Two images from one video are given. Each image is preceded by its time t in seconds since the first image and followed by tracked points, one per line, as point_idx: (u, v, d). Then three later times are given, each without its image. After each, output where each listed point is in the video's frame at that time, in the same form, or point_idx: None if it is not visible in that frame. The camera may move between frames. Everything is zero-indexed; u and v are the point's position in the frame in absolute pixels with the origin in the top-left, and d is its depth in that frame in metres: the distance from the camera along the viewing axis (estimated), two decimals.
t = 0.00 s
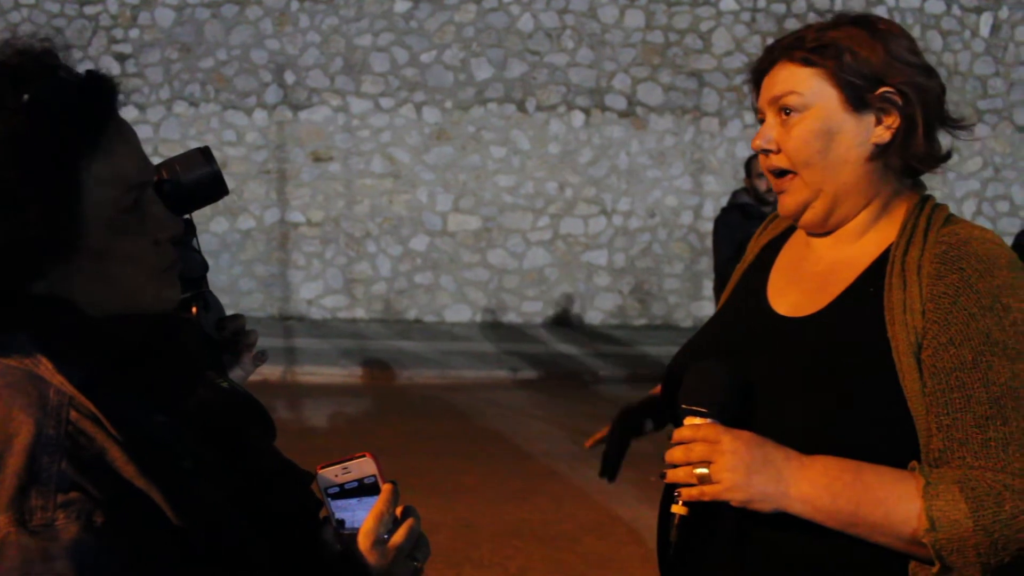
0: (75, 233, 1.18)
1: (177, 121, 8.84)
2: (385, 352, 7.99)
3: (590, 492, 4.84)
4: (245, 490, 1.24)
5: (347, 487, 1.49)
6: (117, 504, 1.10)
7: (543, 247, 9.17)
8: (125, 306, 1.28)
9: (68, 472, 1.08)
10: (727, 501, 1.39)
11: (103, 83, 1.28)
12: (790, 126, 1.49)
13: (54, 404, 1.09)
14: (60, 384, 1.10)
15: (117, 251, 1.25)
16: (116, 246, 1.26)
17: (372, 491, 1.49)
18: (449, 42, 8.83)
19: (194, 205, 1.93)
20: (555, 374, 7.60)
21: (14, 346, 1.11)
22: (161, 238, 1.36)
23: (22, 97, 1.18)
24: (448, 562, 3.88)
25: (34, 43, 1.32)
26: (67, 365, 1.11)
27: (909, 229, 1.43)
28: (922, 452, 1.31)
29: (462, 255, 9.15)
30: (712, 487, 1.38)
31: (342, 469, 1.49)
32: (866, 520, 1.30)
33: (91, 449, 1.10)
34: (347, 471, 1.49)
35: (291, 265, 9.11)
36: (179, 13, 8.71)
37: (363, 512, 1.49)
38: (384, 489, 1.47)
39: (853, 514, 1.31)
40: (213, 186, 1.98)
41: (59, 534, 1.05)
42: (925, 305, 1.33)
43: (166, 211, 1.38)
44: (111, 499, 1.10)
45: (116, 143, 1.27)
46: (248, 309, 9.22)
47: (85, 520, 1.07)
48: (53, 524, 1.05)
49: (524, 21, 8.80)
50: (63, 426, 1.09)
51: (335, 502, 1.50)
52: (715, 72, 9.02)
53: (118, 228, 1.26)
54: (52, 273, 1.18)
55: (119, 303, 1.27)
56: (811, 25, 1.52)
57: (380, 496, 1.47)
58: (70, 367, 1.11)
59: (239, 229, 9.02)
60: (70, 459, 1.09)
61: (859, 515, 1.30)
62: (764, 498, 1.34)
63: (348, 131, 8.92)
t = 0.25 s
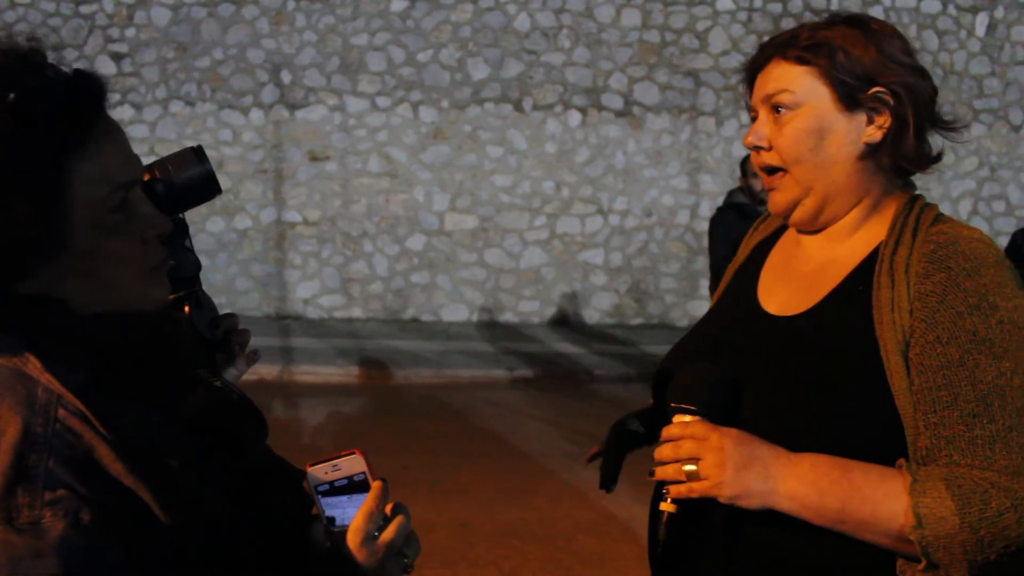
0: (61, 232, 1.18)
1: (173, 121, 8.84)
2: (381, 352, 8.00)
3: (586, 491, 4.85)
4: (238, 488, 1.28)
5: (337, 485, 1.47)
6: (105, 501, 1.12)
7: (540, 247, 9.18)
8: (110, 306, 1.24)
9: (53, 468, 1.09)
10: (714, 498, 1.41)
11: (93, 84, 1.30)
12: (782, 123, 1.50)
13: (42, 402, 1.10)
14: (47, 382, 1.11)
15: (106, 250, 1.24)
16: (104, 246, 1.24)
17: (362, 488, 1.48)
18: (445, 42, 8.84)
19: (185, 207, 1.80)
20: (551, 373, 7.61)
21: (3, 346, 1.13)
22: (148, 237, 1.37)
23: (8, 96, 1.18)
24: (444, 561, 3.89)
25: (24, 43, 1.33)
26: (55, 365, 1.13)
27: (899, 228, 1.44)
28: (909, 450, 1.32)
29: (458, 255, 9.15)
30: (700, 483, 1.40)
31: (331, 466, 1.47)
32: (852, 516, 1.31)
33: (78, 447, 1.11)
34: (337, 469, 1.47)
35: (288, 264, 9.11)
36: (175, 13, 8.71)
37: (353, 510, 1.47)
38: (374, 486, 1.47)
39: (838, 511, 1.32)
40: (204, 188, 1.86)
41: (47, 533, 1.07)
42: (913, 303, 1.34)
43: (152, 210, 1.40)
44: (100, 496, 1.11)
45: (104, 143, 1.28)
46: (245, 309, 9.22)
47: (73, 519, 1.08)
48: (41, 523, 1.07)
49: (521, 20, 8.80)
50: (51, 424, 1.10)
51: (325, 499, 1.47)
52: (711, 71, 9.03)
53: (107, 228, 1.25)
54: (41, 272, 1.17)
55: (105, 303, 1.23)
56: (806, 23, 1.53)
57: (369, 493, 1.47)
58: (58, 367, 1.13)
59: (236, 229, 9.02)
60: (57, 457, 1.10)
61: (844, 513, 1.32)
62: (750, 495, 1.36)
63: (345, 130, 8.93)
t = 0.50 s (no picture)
0: (49, 231, 1.18)
1: (170, 120, 8.84)
2: (379, 351, 8.01)
3: (583, 490, 4.87)
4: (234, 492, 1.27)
5: (327, 484, 1.49)
6: (93, 501, 1.14)
7: (537, 246, 9.19)
8: (104, 306, 1.25)
9: (39, 467, 1.11)
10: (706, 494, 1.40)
11: (84, 85, 1.28)
12: (782, 117, 1.51)
13: (31, 400, 1.13)
14: (37, 381, 1.14)
15: (97, 251, 1.25)
16: (94, 246, 1.25)
17: (353, 487, 1.50)
18: (442, 41, 8.83)
19: (179, 206, 1.79)
20: (548, 372, 7.62)
21: None
22: (139, 236, 1.35)
23: None
24: (441, 561, 3.89)
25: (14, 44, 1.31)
26: (48, 366, 1.15)
27: (894, 229, 1.45)
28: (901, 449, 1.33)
29: (455, 254, 9.15)
30: (692, 480, 1.39)
31: (322, 465, 1.49)
32: (841, 514, 1.32)
33: (67, 445, 1.14)
34: (328, 467, 1.49)
35: (285, 264, 9.11)
36: (172, 13, 8.70)
37: (344, 508, 1.50)
38: (365, 485, 1.47)
39: (827, 510, 1.32)
40: (200, 186, 1.85)
41: (33, 532, 1.09)
42: (907, 303, 1.34)
43: (145, 210, 1.38)
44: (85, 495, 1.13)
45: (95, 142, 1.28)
46: (243, 308, 9.22)
47: (60, 518, 1.11)
48: (28, 521, 1.09)
49: (518, 20, 8.81)
50: (39, 423, 1.12)
51: (316, 498, 1.50)
52: (708, 70, 9.04)
53: (99, 229, 1.25)
54: (32, 272, 1.18)
55: (99, 305, 1.24)
56: (813, 19, 1.54)
57: (361, 491, 1.47)
58: (49, 366, 1.15)
59: (233, 229, 9.02)
60: (45, 456, 1.11)
61: (833, 511, 1.32)
62: (744, 492, 1.35)
63: (342, 130, 8.93)
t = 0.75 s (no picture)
0: (47, 233, 1.19)
1: (173, 120, 8.85)
2: (381, 351, 8.01)
3: (585, 489, 4.87)
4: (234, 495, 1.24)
5: (324, 484, 1.48)
6: (87, 498, 1.18)
7: (539, 246, 9.19)
8: (103, 304, 1.25)
9: (38, 467, 1.16)
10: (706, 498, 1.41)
11: (80, 84, 1.28)
12: (784, 110, 1.50)
13: (27, 401, 1.15)
14: (33, 381, 1.15)
15: (94, 251, 1.26)
16: (90, 247, 1.25)
17: (351, 486, 1.48)
18: (444, 41, 8.84)
19: (179, 207, 1.73)
20: (551, 372, 7.63)
21: None
22: (137, 235, 1.35)
23: None
24: (443, 560, 3.89)
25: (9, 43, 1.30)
26: (47, 365, 1.16)
27: (897, 230, 1.44)
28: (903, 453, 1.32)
29: (458, 254, 9.15)
30: (691, 483, 1.40)
31: (319, 465, 1.47)
32: (839, 517, 1.31)
33: (63, 444, 1.16)
34: (326, 467, 1.48)
35: (288, 264, 9.12)
36: (174, 13, 8.70)
37: (342, 508, 1.48)
38: (361, 484, 1.46)
39: (825, 513, 1.32)
40: (198, 187, 1.82)
41: (29, 530, 1.15)
42: (908, 304, 1.33)
43: (141, 209, 1.37)
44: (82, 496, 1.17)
45: (91, 142, 1.28)
46: (245, 308, 9.23)
47: (56, 516, 1.16)
48: (24, 520, 1.16)
49: (520, 19, 8.81)
50: (35, 423, 1.15)
51: (314, 498, 1.48)
52: (711, 69, 9.03)
53: (96, 229, 1.26)
54: (29, 273, 1.19)
55: (97, 305, 1.25)
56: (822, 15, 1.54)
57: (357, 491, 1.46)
58: (46, 368, 1.16)
59: (236, 228, 9.02)
60: (42, 455, 1.16)
61: (830, 514, 1.32)
62: (742, 494, 1.36)
63: (344, 130, 8.94)
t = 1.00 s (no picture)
0: (45, 234, 1.20)
1: (175, 121, 8.86)
2: (383, 350, 8.02)
3: (586, 488, 4.87)
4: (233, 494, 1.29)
5: (322, 484, 1.48)
6: (88, 501, 1.15)
7: (541, 245, 9.18)
8: (100, 304, 1.28)
9: (36, 469, 1.13)
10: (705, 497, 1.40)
11: (76, 85, 1.26)
12: (791, 111, 1.49)
13: (26, 402, 1.13)
14: (32, 383, 1.14)
15: (91, 251, 1.26)
16: (87, 246, 1.26)
17: (347, 488, 1.48)
18: (446, 40, 8.84)
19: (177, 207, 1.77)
20: (553, 371, 7.63)
21: None
22: (134, 236, 1.34)
23: None
24: (445, 560, 3.89)
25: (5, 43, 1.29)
26: (46, 365, 1.15)
27: (899, 229, 1.43)
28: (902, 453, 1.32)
29: (460, 253, 9.15)
30: (692, 483, 1.38)
31: (318, 466, 1.47)
32: (836, 516, 1.31)
33: (62, 447, 1.13)
34: (324, 468, 1.48)
35: (290, 264, 9.12)
36: (176, 13, 8.71)
37: (340, 508, 1.48)
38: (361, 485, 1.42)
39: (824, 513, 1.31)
40: (196, 188, 1.83)
41: (27, 532, 1.12)
42: (909, 305, 1.33)
43: (140, 209, 1.37)
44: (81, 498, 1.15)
45: (87, 143, 1.27)
46: (247, 308, 9.23)
47: (55, 518, 1.14)
48: (23, 521, 1.13)
49: (521, 18, 8.81)
50: (34, 425, 1.13)
51: (311, 498, 1.48)
52: (712, 68, 9.03)
53: (92, 229, 1.26)
54: (26, 274, 1.20)
55: (92, 307, 1.27)
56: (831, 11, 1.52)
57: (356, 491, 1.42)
58: (47, 370, 1.15)
59: (238, 228, 9.02)
60: (41, 458, 1.13)
61: (829, 514, 1.31)
62: (744, 494, 1.35)
63: (346, 129, 8.94)
